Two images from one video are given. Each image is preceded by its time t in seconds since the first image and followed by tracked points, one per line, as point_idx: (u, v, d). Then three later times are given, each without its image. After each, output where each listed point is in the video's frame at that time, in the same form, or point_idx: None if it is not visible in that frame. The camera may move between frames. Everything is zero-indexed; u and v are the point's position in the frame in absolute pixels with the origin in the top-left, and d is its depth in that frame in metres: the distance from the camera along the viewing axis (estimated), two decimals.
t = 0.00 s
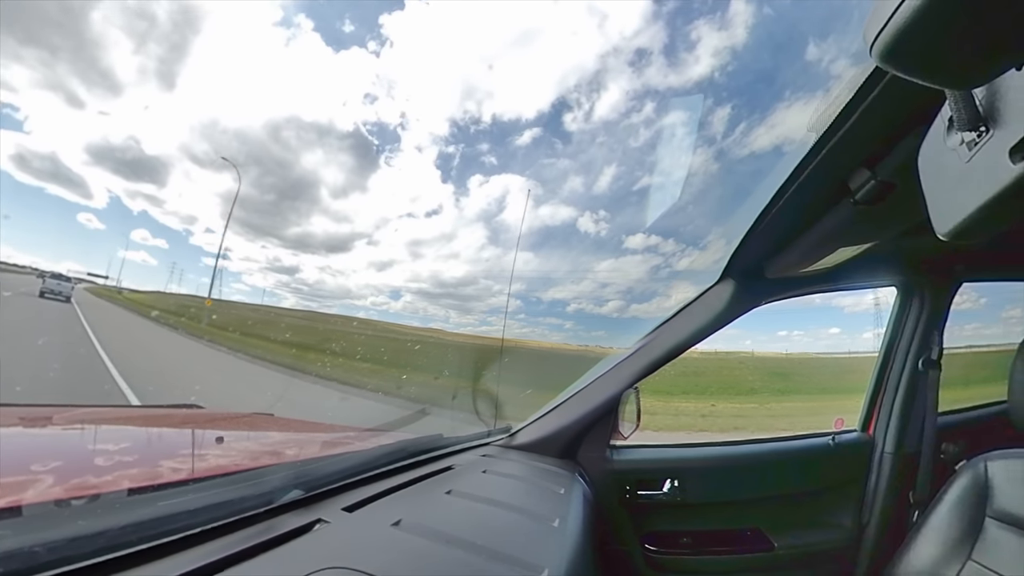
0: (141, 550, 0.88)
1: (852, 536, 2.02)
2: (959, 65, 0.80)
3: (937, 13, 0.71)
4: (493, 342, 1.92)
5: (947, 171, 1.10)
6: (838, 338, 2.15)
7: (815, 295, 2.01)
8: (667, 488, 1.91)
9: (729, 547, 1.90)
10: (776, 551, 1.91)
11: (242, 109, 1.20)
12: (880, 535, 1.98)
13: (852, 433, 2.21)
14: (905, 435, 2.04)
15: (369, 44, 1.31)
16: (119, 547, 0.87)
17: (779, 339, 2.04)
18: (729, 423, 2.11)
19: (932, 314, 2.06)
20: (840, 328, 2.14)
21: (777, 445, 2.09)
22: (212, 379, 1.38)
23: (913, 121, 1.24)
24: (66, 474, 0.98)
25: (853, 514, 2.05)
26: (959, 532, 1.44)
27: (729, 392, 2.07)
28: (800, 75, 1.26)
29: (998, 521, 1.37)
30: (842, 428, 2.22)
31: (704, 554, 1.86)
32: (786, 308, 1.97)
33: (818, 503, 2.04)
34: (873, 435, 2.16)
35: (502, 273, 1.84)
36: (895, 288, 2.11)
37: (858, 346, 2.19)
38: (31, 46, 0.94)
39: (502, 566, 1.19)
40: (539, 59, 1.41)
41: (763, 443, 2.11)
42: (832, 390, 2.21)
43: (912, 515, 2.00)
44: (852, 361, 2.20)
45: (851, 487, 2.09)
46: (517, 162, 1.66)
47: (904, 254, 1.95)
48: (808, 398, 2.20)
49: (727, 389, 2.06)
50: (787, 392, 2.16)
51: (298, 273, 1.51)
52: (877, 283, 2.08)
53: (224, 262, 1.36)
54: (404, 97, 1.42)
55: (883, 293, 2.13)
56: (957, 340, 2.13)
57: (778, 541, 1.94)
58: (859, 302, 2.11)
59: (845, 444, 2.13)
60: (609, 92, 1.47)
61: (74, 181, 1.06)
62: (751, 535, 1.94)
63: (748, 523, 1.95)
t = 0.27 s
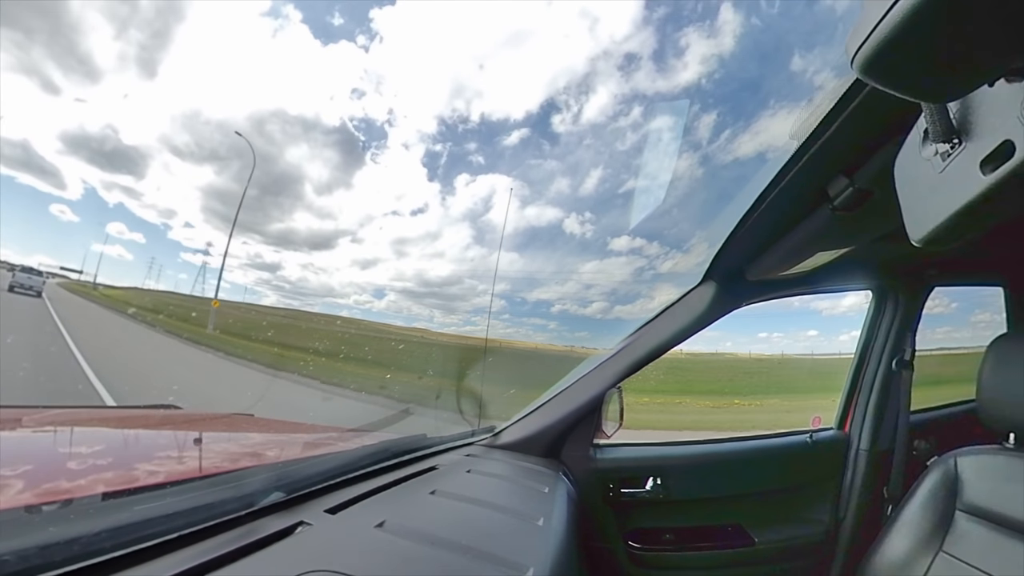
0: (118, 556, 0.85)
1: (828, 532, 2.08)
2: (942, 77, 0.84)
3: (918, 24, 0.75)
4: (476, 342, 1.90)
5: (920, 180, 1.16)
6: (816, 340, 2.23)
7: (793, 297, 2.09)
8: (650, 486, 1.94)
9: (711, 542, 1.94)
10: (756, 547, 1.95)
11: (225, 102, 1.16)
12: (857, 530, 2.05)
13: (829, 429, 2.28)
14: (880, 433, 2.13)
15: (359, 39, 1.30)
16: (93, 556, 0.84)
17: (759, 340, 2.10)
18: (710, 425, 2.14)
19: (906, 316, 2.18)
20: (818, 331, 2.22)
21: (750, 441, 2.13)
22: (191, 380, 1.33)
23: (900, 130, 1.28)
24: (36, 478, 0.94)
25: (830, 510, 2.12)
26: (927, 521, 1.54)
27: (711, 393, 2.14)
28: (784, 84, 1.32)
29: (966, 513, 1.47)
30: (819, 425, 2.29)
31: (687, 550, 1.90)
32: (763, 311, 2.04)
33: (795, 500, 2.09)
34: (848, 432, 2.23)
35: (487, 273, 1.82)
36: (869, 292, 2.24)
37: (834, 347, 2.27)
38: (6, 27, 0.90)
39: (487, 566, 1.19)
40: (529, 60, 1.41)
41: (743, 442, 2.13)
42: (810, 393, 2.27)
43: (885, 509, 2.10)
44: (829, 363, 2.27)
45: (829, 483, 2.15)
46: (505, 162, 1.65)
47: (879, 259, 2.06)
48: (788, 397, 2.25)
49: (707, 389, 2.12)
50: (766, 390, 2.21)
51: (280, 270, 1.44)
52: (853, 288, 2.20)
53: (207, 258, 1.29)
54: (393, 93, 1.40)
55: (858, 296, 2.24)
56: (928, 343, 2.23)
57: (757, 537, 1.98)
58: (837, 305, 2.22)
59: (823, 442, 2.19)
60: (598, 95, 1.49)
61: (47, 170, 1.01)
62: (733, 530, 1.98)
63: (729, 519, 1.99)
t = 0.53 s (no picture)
0: (92, 563, 0.82)
1: (807, 528, 2.13)
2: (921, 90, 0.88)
3: (903, 38, 0.78)
4: (460, 342, 1.90)
5: (898, 189, 1.21)
6: (795, 342, 2.30)
7: (773, 300, 2.15)
8: (632, 485, 1.97)
9: (692, 539, 1.97)
10: (736, 544, 1.99)
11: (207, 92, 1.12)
12: (835, 526, 2.10)
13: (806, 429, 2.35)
14: (854, 432, 2.20)
15: (347, 32, 1.28)
16: (65, 562, 0.80)
17: (739, 341, 2.15)
18: (689, 419, 2.19)
19: (881, 320, 2.23)
20: (796, 333, 2.29)
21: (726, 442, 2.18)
22: (167, 379, 1.29)
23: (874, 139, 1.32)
24: (2, 481, 0.90)
25: (808, 507, 2.17)
26: (902, 517, 1.60)
27: (694, 391, 2.19)
28: (769, 94, 1.35)
29: (939, 510, 1.54)
30: (796, 425, 2.36)
31: (669, 548, 1.94)
32: (743, 312, 2.08)
33: (773, 497, 2.15)
34: (825, 431, 2.30)
35: (471, 272, 1.81)
36: (845, 296, 2.31)
37: (813, 348, 2.34)
38: None
39: (472, 567, 1.18)
40: (519, 60, 1.42)
41: (721, 441, 2.18)
42: (788, 394, 2.33)
43: (861, 506, 2.15)
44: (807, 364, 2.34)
45: (806, 480, 2.22)
46: (492, 161, 1.65)
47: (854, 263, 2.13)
48: (769, 396, 2.30)
49: (688, 388, 2.17)
50: (747, 389, 2.26)
51: (261, 266, 1.39)
52: (829, 291, 2.28)
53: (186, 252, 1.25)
54: (381, 88, 1.39)
55: (835, 300, 2.32)
56: (903, 344, 2.29)
57: (738, 533, 2.02)
58: (815, 307, 2.30)
59: (799, 442, 2.25)
60: (587, 97, 1.50)
61: (18, 158, 0.96)
62: (714, 527, 2.03)
63: (710, 516, 2.04)
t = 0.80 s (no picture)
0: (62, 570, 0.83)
1: (786, 523, 2.20)
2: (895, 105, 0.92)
3: (884, 49, 0.81)
4: (444, 342, 1.88)
5: (876, 198, 1.25)
6: (775, 342, 2.37)
7: (755, 301, 2.18)
8: (616, 483, 2.00)
9: (674, 536, 2.01)
10: (718, 540, 2.04)
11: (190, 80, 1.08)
12: (812, 520, 2.18)
13: (785, 427, 2.43)
14: (831, 430, 2.28)
15: (336, 25, 1.26)
16: (37, 569, 0.82)
17: (720, 342, 2.20)
18: (670, 418, 2.21)
19: (858, 322, 2.32)
20: (777, 333, 2.36)
21: (706, 438, 2.21)
22: (144, 377, 1.21)
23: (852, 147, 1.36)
24: None
25: (787, 502, 2.24)
26: (877, 513, 1.72)
27: (676, 390, 2.19)
28: (754, 100, 1.40)
29: (911, 504, 1.67)
30: (776, 424, 2.43)
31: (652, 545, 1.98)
32: (728, 314, 2.13)
33: (752, 495, 2.20)
34: (804, 430, 2.37)
35: (456, 271, 1.79)
36: (824, 298, 2.39)
37: (791, 349, 2.43)
38: None
39: (456, 567, 1.18)
40: (508, 60, 1.41)
41: (705, 438, 2.21)
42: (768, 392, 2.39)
43: (838, 501, 2.23)
44: (783, 364, 2.42)
45: (784, 477, 2.28)
46: (478, 160, 1.65)
47: (834, 268, 2.22)
48: (751, 394, 2.35)
49: (671, 388, 2.18)
50: (727, 388, 2.30)
51: (242, 263, 1.34)
52: (810, 293, 2.34)
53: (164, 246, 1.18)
54: (367, 83, 1.37)
55: (815, 302, 2.40)
56: (877, 346, 2.37)
57: (719, 529, 2.07)
58: (794, 309, 2.36)
59: (778, 440, 2.32)
60: (575, 99, 1.51)
61: None
62: (696, 524, 2.06)
63: (693, 513, 2.08)
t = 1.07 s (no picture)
0: None
1: (766, 521, 2.23)
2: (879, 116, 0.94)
3: (871, 59, 0.83)
4: (428, 341, 1.83)
5: (852, 205, 1.30)
6: (756, 344, 2.45)
7: (736, 304, 2.27)
8: (599, 483, 2.03)
9: (655, 534, 2.05)
10: (700, 537, 2.08)
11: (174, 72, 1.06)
12: (790, 516, 2.23)
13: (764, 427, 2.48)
14: (809, 427, 2.35)
15: (326, 17, 1.24)
16: None
17: (702, 343, 2.27)
18: (650, 417, 2.25)
19: (835, 325, 2.40)
20: (757, 335, 2.45)
21: (687, 437, 2.24)
22: (121, 374, 1.14)
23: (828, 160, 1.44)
24: None
25: (767, 500, 2.27)
26: (852, 509, 1.78)
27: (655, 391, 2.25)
28: (740, 107, 1.43)
29: (886, 500, 1.73)
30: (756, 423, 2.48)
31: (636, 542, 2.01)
32: (710, 316, 2.21)
33: (733, 491, 2.23)
34: (783, 430, 2.42)
35: (441, 270, 1.77)
36: (804, 302, 2.47)
37: (771, 350, 2.50)
38: None
39: (440, 568, 1.18)
40: (500, 59, 1.41)
41: (686, 437, 2.24)
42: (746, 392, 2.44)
43: (815, 499, 2.30)
44: (760, 365, 2.49)
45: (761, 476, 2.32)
46: (466, 159, 1.64)
47: (811, 273, 2.32)
48: (728, 395, 2.41)
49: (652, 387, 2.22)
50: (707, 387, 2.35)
51: (223, 259, 1.30)
52: (789, 297, 2.41)
53: (137, 241, 1.13)
54: (355, 78, 1.34)
55: (794, 305, 2.47)
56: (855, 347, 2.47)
57: (701, 526, 2.11)
58: (774, 312, 2.44)
59: (760, 439, 2.35)
60: (564, 100, 1.51)
61: None
62: (678, 522, 2.10)
63: (675, 511, 2.11)
